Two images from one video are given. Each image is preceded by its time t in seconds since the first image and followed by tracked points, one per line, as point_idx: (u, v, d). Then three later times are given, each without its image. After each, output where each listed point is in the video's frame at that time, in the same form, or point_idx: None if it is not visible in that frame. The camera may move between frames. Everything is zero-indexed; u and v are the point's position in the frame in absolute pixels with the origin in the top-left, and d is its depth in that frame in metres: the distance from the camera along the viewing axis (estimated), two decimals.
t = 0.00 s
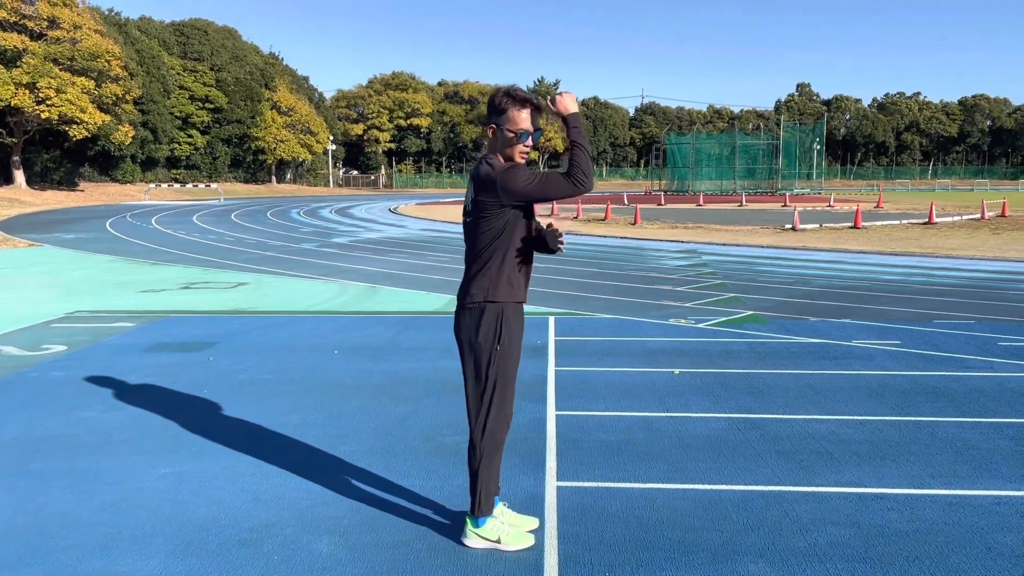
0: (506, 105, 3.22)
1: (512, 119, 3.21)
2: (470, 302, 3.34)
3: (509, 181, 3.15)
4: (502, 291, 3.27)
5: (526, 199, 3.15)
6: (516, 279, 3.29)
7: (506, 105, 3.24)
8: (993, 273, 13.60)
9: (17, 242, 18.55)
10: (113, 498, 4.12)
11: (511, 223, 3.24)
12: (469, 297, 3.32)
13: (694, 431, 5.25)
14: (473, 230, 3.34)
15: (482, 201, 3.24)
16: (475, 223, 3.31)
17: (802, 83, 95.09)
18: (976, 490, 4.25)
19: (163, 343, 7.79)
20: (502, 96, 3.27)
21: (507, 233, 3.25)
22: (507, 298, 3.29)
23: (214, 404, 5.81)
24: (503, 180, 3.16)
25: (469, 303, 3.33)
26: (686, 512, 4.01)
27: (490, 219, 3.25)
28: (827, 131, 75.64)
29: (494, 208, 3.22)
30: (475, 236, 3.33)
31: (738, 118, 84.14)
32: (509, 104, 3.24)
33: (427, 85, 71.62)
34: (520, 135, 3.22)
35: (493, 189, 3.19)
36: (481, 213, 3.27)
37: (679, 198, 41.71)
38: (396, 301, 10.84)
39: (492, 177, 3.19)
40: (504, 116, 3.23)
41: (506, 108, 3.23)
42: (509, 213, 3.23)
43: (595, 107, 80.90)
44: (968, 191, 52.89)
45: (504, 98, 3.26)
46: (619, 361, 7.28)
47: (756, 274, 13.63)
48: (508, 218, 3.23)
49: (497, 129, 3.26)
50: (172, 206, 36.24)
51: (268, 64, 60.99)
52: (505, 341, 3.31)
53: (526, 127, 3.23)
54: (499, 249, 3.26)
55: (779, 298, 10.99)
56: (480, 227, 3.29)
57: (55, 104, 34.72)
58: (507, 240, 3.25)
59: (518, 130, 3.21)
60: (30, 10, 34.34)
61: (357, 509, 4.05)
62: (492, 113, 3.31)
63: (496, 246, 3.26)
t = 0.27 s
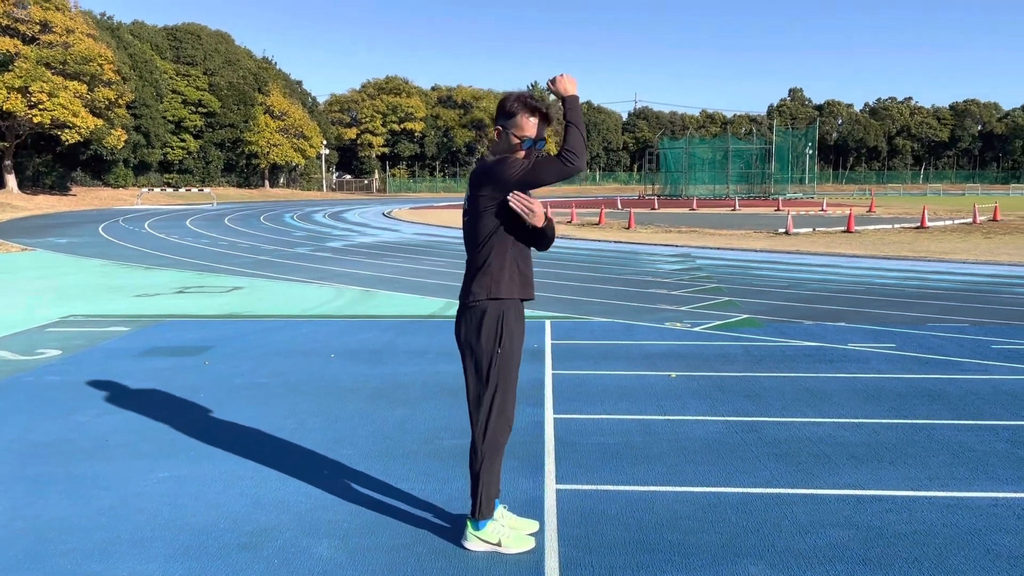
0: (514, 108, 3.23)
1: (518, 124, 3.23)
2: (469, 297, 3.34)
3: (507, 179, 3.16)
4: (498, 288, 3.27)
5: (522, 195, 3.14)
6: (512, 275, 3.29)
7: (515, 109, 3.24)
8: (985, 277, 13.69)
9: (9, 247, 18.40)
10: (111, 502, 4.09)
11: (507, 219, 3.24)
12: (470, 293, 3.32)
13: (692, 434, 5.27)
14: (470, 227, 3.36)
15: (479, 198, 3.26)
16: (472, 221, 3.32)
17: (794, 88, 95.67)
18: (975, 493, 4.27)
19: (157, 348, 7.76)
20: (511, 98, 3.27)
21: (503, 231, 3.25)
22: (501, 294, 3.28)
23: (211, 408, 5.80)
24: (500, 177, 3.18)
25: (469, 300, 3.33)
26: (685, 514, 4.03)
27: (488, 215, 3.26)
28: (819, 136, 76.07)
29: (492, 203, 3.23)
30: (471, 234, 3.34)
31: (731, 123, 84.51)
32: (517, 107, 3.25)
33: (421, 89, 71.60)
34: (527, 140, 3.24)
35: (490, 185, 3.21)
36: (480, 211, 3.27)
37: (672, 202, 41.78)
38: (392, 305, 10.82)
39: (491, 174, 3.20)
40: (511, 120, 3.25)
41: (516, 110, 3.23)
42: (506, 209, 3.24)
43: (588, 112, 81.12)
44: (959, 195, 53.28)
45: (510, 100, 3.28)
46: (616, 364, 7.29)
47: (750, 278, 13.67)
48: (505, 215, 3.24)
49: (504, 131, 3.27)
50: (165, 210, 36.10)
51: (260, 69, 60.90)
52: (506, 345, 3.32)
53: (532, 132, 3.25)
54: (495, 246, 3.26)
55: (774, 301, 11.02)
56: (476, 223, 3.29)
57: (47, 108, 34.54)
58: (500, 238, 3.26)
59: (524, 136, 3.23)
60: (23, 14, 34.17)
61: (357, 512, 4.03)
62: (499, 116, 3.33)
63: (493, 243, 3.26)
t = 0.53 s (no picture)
0: (514, 112, 3.23)
1: (518, 127, 3.23)
2: (467, 301, 3.34)
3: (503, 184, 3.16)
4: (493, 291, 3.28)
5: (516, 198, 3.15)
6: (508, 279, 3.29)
7: (513, 112, 3.24)
8: (977, 281, 13.79)
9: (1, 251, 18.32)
10: (106, 507, 4.07)
11: (504, 223, 3.24)
12: (467, 296, 3.33)
13: (689, 437, 5.28)
14: (467, 230, 3.36)
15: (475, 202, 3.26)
16: (469, 225, 3.32)
17: (786, 92, 96.13)
18: (972, 495, 4.29)
19: (153, 352, 7.74)
20: (509, 102, 3.28)
21: (498, 237, 3.25)
22: (497, 296, 3.29)
23: (207, 412, 5.79)
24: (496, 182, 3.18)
25: (467, 304, 3.34)
26: (684, 516, 4.04)
27: (485, 218, 3.25)
28: (812, 140, 76.46)
29: (489, 206, 3.23)
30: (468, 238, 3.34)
31: (723, 127, 84.85)
32: (517, 110, 3.25)
33: (414, 94, 71.64)
34: (526, 145, 3.24)
35: (486, 190, 3.21)
36: (477, 215, 3.27)
37: (666, 207, 41.98)
38: (387, 309, 10.83)
39: (487, 178, 3.21)
40: (509, 123, 3.25)
41: (514, 114, 3.23)
42: (503, 212, 3.23)
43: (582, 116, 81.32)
44: (950, 200, 53.60)
45: (510, 103, 3.28)
46: (612, 368, 7.29)
47: (744, 281, 13.73)
48: (502, 218, 3.23)
49: (503, 134, 3.27)
50: (157, 215, 36.00)
51: (254, 73, 60.83)
52: (504, 349, 3.33)
53: (532, 137, 3.25)
54: (492, 250, 3.26)
55: (768, 305, 11.07)
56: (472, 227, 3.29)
57: (39, 112, 34.44)
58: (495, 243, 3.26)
59: (523, 140, 3.23)
60: (15, 18, 34.05)
61: (355, 515, 4.03)
62: (500, 120, 3.33)
63: (490, 246, 3.26)
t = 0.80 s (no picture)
0: (511, 117, 3.25)
1: (517, 131, 3.24)
2: (467, 307, 3.34)
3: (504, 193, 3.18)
4: (491, 296, 3.30)
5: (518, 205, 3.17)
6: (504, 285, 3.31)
7: (511, 118, 3.26)
8: (970, 284, 13.87)
9: None
10: (101, 509, 4.07)
11: (504, 231, 3.25)
12: (467, 301, 3.32)
13: (683, 440, 5.30)
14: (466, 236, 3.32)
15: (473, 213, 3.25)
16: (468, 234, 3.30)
17: (779, 96, 96.61)
18: (963, 496, 4.32)
19: (146, 356, 7.71)
20: (506, 108, 3.28)
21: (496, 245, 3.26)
22: (496, 300, 3.31)
23: (202, 415, 5.77)
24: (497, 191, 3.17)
25: (464, 307, 3.34)
26: (679, 519, 4.05)
27: (486, 226, 3.26)
28: (804, 144, 76.81)
29: (490, 214, 3.23)
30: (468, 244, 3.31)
31: (716, 131, 85.13)
32: (516, 116, 3.26)
33: (408, 97, 71.64)
34: (524, 149, 3.25)
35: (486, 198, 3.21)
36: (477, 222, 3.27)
37: (659, 210, 42.09)
38: (381, 313, 10.81)
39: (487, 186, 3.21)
40: (506, 129, 3.26)
41: (511, 120, 3.24)
42: (503, 220, 3.25)
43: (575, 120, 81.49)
44: (942, 204, 53.89)
45: (507, 109, 3.29)
46: (607, 371, 7.31)
47: (738, 285, 13.77)
48: (502, 225, 3.25)
49: (501, 140, 3.27)
50: (150, 219, 35.88)
51: (247, 76, 60.75)
52: (500, 351, 3.35)
53: (531, 141, 3.26)
54: (493, 257, 3.28)
55: (762, 309, 11.11)
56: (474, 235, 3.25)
57: (31, 116, 34.30)
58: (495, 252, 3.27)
59: (521, 144, 3.25)
60: (7, 21, 33.92)
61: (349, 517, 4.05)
62: (497, 123, 3.33)
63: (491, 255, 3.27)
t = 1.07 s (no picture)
0: (517, 126, 3.26)
1: (521, 141, 3.28)
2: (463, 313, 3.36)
3: (504, 204, 3.20)
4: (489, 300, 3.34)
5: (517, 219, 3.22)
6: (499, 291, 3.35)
7: (516, 127, 3.27)
8: (964, 286, 13.94)
9: None
10: (98, 510, 4.10)
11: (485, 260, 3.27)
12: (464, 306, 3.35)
13: (678, 441, 5.33)
14: (462, 242, 3.32)
15: (470, 222, 3.24)
16: (462, 241, 3.30)
17: (774, 99, 96.93)
18: (956, 497, 4.35)
19: (142, 358, 7.71)
20: (511, 117, 3.29)
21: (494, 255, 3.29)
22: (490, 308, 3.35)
23: (197, 418, 5.78)
24: (497, 200, 3.18)
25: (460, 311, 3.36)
26: (674, 520, 4.08)
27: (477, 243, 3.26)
28: (799, 147, 77.08)
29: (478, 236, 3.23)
30: (463, 253, 3.31)
31: (711, 134, 85.35)
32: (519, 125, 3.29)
33: (403, 100, 71.63)
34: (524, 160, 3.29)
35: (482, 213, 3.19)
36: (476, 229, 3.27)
37: (655, 213, 42.16)
38: (377, 315, 10.82)
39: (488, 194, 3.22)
40: (511, 136, 3.27)
41: (516, 130, 3.26)
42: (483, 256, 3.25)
43: (571, 123, 81.64)
44: (936, 206, 54.09)
45: (512, 120, 3.28)
46: (603, 373, 7.33)
47: (733, 287, 13.82)
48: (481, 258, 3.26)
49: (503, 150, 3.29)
50: (145, 221, 35.82)
51: (243, 79, 60.71)
52: (496, 353, 3.39)
53: (534, 153, 3.31)
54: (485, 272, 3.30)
55: (757, 311, 11.15)
56: (471, 241, 3.25)
57: (26, 118, 34.21)
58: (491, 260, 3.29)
59: (524, 153, 3.28)
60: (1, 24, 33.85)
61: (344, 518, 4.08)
62: (499, 131, 3.36)
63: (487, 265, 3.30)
